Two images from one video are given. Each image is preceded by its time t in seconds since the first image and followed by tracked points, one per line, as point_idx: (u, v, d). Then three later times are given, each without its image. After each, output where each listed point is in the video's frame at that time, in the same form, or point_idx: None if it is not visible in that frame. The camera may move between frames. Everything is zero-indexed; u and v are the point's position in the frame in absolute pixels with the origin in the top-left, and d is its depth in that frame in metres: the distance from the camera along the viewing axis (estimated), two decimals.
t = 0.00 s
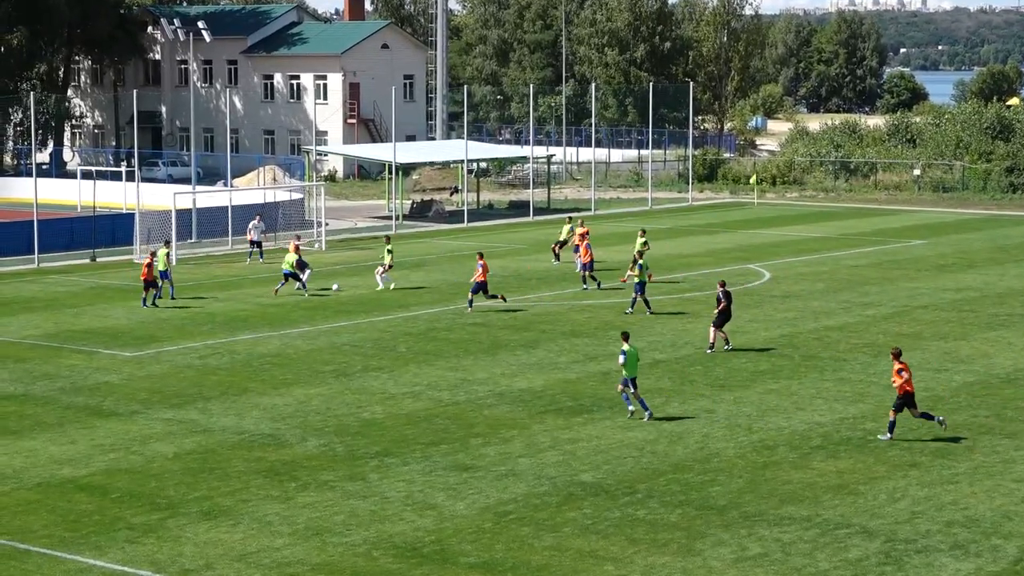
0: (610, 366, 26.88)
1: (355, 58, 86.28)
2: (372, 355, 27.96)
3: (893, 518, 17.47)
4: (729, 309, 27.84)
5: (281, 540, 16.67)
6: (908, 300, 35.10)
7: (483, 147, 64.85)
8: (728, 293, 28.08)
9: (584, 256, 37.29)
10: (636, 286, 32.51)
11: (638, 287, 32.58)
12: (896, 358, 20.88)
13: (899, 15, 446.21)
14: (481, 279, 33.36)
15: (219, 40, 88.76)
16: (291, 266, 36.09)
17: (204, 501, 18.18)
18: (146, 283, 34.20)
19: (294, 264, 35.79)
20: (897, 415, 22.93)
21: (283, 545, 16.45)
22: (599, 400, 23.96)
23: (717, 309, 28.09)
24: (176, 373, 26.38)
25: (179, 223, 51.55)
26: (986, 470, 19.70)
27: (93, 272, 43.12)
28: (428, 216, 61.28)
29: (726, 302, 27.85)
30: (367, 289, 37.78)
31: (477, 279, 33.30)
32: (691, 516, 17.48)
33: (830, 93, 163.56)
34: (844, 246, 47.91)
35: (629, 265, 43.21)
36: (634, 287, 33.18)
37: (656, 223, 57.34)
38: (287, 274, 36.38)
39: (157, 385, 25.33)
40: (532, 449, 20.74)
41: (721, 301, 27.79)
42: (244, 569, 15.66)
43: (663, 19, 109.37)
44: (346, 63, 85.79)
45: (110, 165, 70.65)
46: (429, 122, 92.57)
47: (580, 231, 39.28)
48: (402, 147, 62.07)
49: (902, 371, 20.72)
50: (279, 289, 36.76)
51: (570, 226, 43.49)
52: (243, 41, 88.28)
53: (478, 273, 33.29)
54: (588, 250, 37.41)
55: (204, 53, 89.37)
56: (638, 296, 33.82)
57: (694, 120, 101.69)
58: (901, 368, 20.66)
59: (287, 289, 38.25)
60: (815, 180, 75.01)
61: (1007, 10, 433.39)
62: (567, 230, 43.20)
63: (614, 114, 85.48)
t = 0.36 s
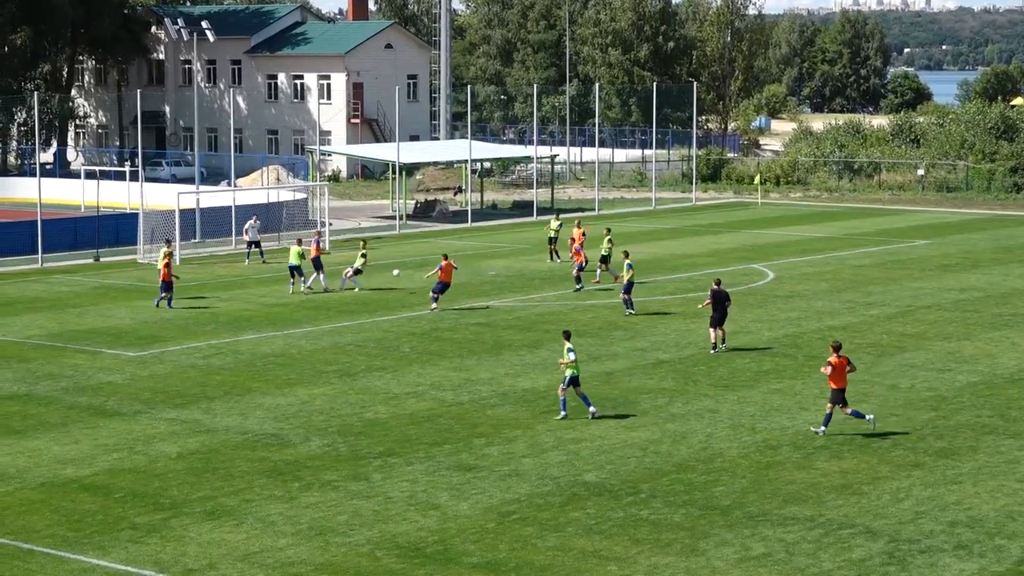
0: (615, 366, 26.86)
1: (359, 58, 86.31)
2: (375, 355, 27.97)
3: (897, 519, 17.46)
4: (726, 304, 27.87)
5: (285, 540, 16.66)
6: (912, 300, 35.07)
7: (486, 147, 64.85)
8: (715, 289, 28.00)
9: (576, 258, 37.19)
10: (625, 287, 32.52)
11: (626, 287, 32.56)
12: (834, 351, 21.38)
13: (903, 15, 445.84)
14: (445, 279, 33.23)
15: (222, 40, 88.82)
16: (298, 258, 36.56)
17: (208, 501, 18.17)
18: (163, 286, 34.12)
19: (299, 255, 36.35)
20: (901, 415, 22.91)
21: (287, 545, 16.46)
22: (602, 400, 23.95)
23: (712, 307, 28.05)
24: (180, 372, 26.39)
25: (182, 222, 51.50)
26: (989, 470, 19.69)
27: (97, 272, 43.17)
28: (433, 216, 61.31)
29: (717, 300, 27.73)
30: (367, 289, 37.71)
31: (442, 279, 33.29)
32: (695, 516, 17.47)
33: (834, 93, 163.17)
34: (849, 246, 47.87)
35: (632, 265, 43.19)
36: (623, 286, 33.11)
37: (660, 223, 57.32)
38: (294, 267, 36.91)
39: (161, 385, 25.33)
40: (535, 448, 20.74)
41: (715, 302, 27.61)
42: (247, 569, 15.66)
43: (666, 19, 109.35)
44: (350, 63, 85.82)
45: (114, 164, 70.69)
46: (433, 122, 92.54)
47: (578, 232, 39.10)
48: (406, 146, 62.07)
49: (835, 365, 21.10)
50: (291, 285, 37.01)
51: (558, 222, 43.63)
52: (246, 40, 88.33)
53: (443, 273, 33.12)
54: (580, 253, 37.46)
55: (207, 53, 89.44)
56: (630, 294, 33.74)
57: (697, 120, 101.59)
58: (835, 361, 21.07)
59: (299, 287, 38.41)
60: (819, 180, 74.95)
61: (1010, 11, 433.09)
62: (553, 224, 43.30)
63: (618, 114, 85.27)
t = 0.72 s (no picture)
0: (615, 366, 26.87)
1: (359, 58, 86.31)
2: (375, 355, 27.95)
3: (897, 518, 17.46)
4: (725, 303, 28.54)
5: (285, 540, 16.66)
6: (912, 300, 35.06)
7: (486, 147, 64.84)
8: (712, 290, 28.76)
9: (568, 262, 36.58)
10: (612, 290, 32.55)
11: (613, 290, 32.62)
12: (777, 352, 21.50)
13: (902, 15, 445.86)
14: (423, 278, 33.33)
15: (222, 40, 88.83)
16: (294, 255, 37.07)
17: (208, 501, 18.17)
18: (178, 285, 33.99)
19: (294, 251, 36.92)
20: (901, 415, 22.90)
21: (287, 545, 16.46)
22: (602, 400, 23.93)
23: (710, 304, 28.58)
24: (181, 372, 26.38)
25: (182, 222, 51.61)
26: (990, 470, 19.68)
27: (97, 272, 43.15)
28: (433, 216, 61.31)
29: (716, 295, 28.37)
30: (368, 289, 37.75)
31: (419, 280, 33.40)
32: (694, 516, 17.46)
33: (834, 93, 163.11)
34: (849, 246, 47.83)
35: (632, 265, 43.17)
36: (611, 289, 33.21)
37: (660, 223, 57.30)
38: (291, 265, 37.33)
39: (161, 385, 25.32)
40: (534, 449, 20.72)
41: (716, 296, 28.29)
42: (247, 569, 15.66)
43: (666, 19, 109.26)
44: (349, 63, 85.80)
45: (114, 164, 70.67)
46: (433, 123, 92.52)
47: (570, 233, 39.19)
48: (406, 147, 62.04)
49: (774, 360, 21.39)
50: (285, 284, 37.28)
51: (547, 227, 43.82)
52: (246, 40, 88.34)
53: (421, 271, 33.30)
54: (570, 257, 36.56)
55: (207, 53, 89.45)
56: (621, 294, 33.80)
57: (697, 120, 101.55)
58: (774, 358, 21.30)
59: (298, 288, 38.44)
60: (819, 180, 74.91)
61: (1010, 10, 432.98)
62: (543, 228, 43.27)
63: (618, 114, 85.19)
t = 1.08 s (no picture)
0: (615, 366, 26.89)
1: (359, 57, 86.32)
2: (375, 355, 27.98)
3: (897, 519, 17.46)
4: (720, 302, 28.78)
5: (285, 539, 16.67)
6: (912, 300, 35.07)
7: (487, 147, 64.85)
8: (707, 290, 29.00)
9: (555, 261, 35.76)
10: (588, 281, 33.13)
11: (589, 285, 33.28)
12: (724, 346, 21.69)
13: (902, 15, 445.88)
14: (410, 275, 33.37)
15: (222, 39, 88.83)
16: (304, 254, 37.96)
17: (208, 501, 18.17)
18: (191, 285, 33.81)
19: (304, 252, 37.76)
20: (901, 415, 22.91)
21: (287, 545, 16.46)
22: (602, 400, 23.96)
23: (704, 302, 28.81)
24: (181, 372, 26.39)
25: (182, 222, 51.68)
26: (990, 470, 19.68)
27: (97, 272, 43.15)
28: (433, 216, 61.31)
29: (709, 296, 28.60)
30: (368, 288, 37.80)
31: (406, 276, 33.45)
32: (694, 516, 17.47)
33: (834, 93, 163.18)
34: (849, 246, 47.90)
35: (633, 265, 43.18)
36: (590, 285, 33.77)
37: (660, 223, 57.28)
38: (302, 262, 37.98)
39: (161, 384, 25.33)
40: (535, 449, 20.72)
41: (710, 296, 28.49)
42: (246, 569, 15.66)
43: (666, 19, 109.26)
44: (349, 63, 85.80)
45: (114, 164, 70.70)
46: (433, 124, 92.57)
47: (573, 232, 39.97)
48: (406, 147, 62.02)
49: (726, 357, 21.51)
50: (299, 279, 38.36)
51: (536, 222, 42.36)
52: (246, 41, 88.37)
53: (408, 267, 33.38)
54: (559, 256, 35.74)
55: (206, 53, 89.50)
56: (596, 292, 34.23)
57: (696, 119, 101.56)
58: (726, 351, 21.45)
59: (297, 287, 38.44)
60: (819, 179, 74.95)
61: (1010, 10, 432.99)
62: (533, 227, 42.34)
63: (618, 114, 85.21)
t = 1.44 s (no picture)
0: (615, 365, 26.87)
1: (359, 58, 86.33)
2: (374, 355, 27.97)
3: (896, 519, 17.45)
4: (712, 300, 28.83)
5: (285, 539, 16.66)
6: (912, 300, 35.06)
7: (487, 147, 64.85)
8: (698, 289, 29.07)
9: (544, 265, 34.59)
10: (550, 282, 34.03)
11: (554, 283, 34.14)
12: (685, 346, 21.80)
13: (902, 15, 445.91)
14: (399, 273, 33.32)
15: (222, 39, 88.82)
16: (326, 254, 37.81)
17: (208, 500, 18.18)
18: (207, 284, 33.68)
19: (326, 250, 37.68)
20: (901, 415, 22.91)
21: (287, 545, 16.46)
22: (602, 400, 23.94)
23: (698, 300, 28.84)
24: (180, 372, 26.38)
25: (182, 222, 51.70)
26: (990, 470, 19.68)
27: (97, 271, 43.12)
28: (432, 216, 61.30)
29: (701, 293, 28.65)
30: (367, 289, 37.81)
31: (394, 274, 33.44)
32: (693, 516, 17.46)
33: (833, 93, 163.26)
34: (850, 246, 47.89)
35: (633, 265, 43.15)
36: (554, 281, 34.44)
37: (660, 223, 57.24)
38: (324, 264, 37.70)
39: (160, 384, 25.32)
40: (534, 449, 20.71)
41: (702, 293, 28.58)
42: (246, 569, 15.66)
43: (666, 19, 109.29)
44: (349, 63, 85.81)
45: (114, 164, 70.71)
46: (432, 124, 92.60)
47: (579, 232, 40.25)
48: (406, 146, 62.00)
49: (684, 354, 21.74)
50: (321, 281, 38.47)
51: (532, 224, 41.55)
52: (246, 41, 88.37)
53: (397, 267, 33.33)
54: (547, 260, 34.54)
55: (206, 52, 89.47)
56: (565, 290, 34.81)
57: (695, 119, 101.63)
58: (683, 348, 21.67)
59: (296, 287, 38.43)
60: (819, 179, 74.96)
61: (1010, 10, 433.00)
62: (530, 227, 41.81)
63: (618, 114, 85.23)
